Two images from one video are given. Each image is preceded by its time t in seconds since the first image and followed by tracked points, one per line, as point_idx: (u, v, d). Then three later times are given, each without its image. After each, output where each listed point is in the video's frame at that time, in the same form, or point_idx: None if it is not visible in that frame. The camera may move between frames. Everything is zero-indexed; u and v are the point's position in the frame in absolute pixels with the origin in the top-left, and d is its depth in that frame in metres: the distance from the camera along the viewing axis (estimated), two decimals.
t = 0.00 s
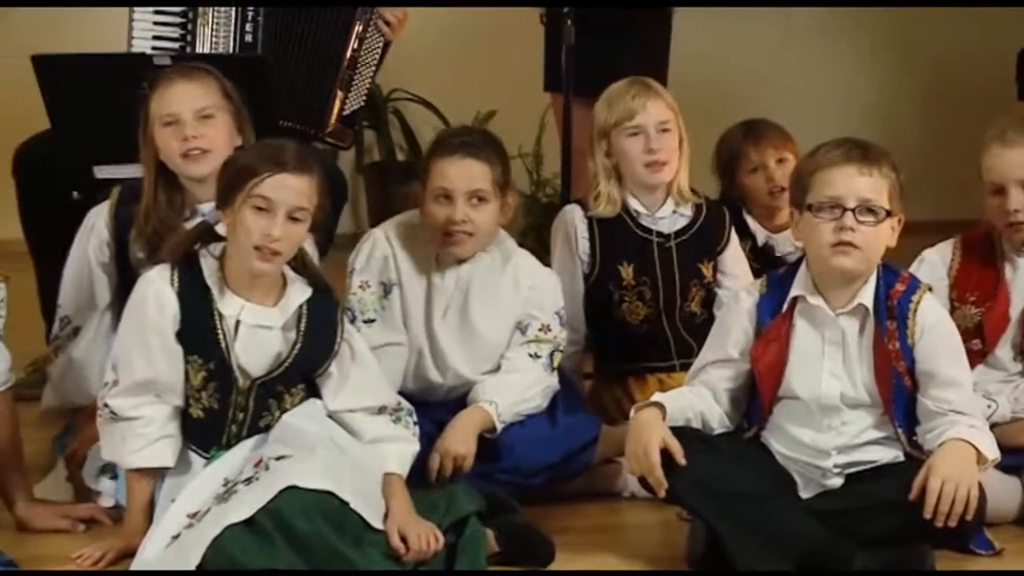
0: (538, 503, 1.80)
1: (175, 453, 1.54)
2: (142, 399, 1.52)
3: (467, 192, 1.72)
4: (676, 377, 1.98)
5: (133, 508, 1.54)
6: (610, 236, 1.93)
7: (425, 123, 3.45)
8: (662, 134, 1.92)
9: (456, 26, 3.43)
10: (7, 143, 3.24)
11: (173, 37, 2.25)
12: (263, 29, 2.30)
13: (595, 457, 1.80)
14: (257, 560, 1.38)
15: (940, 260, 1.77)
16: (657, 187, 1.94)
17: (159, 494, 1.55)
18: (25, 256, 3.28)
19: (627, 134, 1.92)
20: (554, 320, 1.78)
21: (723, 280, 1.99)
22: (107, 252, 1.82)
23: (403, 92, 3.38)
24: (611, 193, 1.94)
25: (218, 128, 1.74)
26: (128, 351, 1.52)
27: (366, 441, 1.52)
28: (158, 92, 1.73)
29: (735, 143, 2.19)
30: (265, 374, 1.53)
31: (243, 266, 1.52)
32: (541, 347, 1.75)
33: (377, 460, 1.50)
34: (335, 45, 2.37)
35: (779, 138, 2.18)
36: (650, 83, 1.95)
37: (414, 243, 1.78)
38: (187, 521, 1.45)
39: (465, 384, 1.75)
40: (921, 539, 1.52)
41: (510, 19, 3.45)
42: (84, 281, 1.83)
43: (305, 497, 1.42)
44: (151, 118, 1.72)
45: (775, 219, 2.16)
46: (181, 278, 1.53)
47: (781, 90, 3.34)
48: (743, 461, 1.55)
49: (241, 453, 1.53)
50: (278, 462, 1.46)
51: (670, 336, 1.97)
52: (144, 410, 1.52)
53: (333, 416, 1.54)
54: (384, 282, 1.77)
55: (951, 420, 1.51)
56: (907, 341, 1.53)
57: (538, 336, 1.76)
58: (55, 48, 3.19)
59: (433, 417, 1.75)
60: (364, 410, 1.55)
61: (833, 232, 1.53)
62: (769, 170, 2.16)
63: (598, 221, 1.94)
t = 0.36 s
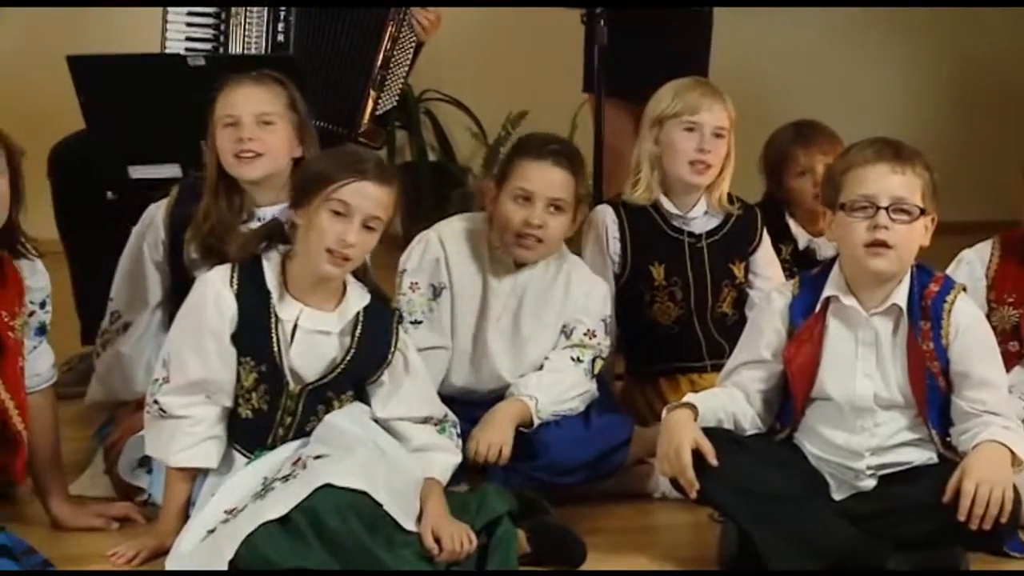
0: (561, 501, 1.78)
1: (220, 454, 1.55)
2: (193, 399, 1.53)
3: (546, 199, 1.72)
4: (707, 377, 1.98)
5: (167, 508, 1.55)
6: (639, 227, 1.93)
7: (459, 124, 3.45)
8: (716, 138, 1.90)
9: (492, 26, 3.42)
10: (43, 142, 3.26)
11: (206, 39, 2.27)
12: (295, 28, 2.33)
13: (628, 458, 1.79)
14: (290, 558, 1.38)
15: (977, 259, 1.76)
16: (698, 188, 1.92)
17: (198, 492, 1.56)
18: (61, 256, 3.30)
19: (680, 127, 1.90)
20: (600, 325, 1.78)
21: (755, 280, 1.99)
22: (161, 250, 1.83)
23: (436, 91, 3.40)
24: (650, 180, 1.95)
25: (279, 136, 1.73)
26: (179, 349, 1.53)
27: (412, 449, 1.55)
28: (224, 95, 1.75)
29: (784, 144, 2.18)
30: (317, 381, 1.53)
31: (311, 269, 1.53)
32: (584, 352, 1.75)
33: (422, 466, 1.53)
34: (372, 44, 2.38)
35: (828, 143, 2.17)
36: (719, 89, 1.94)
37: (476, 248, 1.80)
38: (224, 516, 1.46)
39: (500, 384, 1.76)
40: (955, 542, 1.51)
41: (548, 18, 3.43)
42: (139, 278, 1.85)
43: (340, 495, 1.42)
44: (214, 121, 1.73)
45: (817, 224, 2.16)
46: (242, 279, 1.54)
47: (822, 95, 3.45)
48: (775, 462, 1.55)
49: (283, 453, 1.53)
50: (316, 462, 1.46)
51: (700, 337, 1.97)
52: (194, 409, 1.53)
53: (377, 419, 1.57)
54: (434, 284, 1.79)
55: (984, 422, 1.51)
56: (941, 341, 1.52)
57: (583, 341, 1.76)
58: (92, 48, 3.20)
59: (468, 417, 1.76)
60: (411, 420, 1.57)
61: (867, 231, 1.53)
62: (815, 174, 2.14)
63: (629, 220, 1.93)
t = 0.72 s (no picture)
0: (591, 501, 1.78)
1: (242, 452, 1.55)
2: (216, 397, 1.54)
3: (566, 196, 1.72)
4: (737, 378, 1.97)
5: (198, 507, 1.55)
6: (668, 227, 1.93)
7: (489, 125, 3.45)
8: (749, 140, 1.90)
9: (523, 26, 3.40)
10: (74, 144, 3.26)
11: (235, 40, 2.28)
12: (324, 29, 2.33)
13: (657, 459, 1.79)
14: (320, 557, 1.38)
15: (1002, 263, 1.75)
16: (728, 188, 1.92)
17: (227, 492, 1.57)
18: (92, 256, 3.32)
19: (715, 127, 1.90)
20: (626, 324, 1.77)
21: (785, 281, 1.97)
22: (177, 258, 1.84)
23: (464, 92, 3.39)
24: (685, 178, 1.95)
25: (298, 143, 1.73)
26: (201, 346, 1.53)
27: (435, 446, 1.55)
28: (252, 92, 1.75)
29: (825, 141, 2.17)
30: (338, 376, 1.54)
31: (328, 265, 1.52)
32: (611, 351, 1.75)
33: (447, 465, 1.53)
34: (403, 45, 2.39)
35: (870, 142, 2.17)
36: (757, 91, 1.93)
37: (497, 246, 1.78)
38: (253, 517, 1.46)
39: (528, 384, 1.76)
40: (987, 544, 1.51)
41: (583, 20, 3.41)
42: (155, 287, 1.86)
43: (370, 495, 1.43)
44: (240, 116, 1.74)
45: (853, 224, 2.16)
46: (261, 278, 1.54)
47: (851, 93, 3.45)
48: (807, 463, 1.54)
49: (310, 451, 1.54)
50: (344, 461, 1.47)
51: (730, 338, 1.96)
52: (214, 407, 1.53)
53: (404, 419, 1.56)
54: (457, 283, 1.78)
55: (1017, 424, 1.49)
56: (973, 342, 1.51)
57: (609, 340, 1.75)
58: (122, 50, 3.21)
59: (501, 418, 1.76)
60: (434, 415, 1.57)
61: (900, 229, 1.52)
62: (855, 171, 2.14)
63: (658, 221, 1.93)
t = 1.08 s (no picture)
0: (630, 504, 1.78)
1: (263, 451, 1.55)
2: (232, 396, 1.54)
3: (547, 192, 1.70)
4: (769, 380, 1.97)
5: (230, 504, 1.55)
6: (700, 232, 1.92)
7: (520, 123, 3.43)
8: (777, 141, 1.89)
9: (553, 26, 3.42)
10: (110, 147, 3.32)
11: (272, 40, 2.26)
12: (359, 31, 2.33)
13: (689, 461, 1.79)
14: (352, 557, 1.38)
15: None
16: (756, 189, 1.91)
17: (256, 492, 1.57)
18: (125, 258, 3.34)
19: (740, 127, 1.89)
20: (643, 320, 1.76)
21: (816, 282, 1.96)
22: (184, 252, 1.84)
23: (496, 92, 3.38)
24: (711, 181, 1.94)
25: (302, 143, 1.73)
26: (218, 346, 1.54)
27: (454, 438, 1.55)
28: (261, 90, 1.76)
29: (858, 140, 2.17)
30: (353, 372, 1.54)
31: (324, 260, 1.53)
32: (633, 348, 1.74)
33: (465, 457, 1.53)
34: (438, 47, 2.41)
35: (904, 142, 2.16)
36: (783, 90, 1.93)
37: (496, 247, 1.78)
38: (282, 520, 1.47)
39: (555, 384, 1.75)
40: None
41: (617, 18, 3.42)
42: (167, 284, 1.86)
43: (400, 495, 1.43)
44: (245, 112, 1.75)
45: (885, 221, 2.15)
46: (271, 279, 1.55)
47: (887, 91, 3.43)
48: (840, 465, 1.54)
49: (334, 450, 1.54)
50: (372, 461, 1.47)
51: (762, 339, 1.95)
52: (233, 407, 1.54)
53: (423, 414, 1.57)
54: (469, 283, 1.77)
55: None
56: (1009, 343, 1.49)
57: (629, 337, 1.75)
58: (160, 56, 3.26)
59: (529, 418, 1.76)
60: (453, 406, 1.57)
61: (937, 229, 1.51)
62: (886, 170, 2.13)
63: (689, 220, 1.92)
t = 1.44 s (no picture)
0: (666, 508, 1.78)
1: (296, 450, 1.56)
2: (264, 395, 1.55)
3: (549, 186, 1.70)
4: (803, 381, 1.96)
5: (264, 503, 1.56)
6: (735, 234, 1.91)
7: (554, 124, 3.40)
8: (799, 137, 1.90)
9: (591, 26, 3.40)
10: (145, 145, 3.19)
11: (308, 36, 2.27)
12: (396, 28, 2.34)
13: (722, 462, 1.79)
14: (385, 557, 1.38)
15: None
16: (785, 189, 1.91)
17: (289, 490, 1.57)
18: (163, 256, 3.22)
19: (762, 130, 1.91)
20: (665, 316, 1.76)
21: (851, 283, 1.95)
22: (219, 241, 1.86)
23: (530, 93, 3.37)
24: (738, 187, 1.95)
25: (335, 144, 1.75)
26: (248, 348, 1.55)
27: (482, 437, 1.54)
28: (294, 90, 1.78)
29: (881, 139, 2.16)
30: (382, 369, 1.54)
31: (346, 264, 1.54)
32: (656, 345, 1.74)
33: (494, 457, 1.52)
34: (474, 52, 2.39)
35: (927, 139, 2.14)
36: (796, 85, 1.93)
37: (506, 247, 1.77)
38: (315, 520, 1.47)
39: (581, 381, 1.76)
40: None
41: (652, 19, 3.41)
42: (205, 277, 1.87)
43: (433, 495, 1.43)
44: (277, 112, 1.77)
45: (913, 219, 2.13)
46: (299, 279, 1.56)
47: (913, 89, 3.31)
48: (875, 467, 1.53)
49: (366, 450, 1.54)
50: (404, 462, 1.47)
51: (797, 341, 1.94)
52: (266, 406, 1.55)
53: (453, 413, 1.56)
54: (486, 286, 1.76)
55: None
56: None
57: (652, 335, 1.75)
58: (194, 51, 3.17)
59: (562, 422, 1.75)
60: (481, 404, 1.57)
61: (975, 230, 1.50)
62: (912, 169, 2.12)
63: (723, 219, 1.92)
